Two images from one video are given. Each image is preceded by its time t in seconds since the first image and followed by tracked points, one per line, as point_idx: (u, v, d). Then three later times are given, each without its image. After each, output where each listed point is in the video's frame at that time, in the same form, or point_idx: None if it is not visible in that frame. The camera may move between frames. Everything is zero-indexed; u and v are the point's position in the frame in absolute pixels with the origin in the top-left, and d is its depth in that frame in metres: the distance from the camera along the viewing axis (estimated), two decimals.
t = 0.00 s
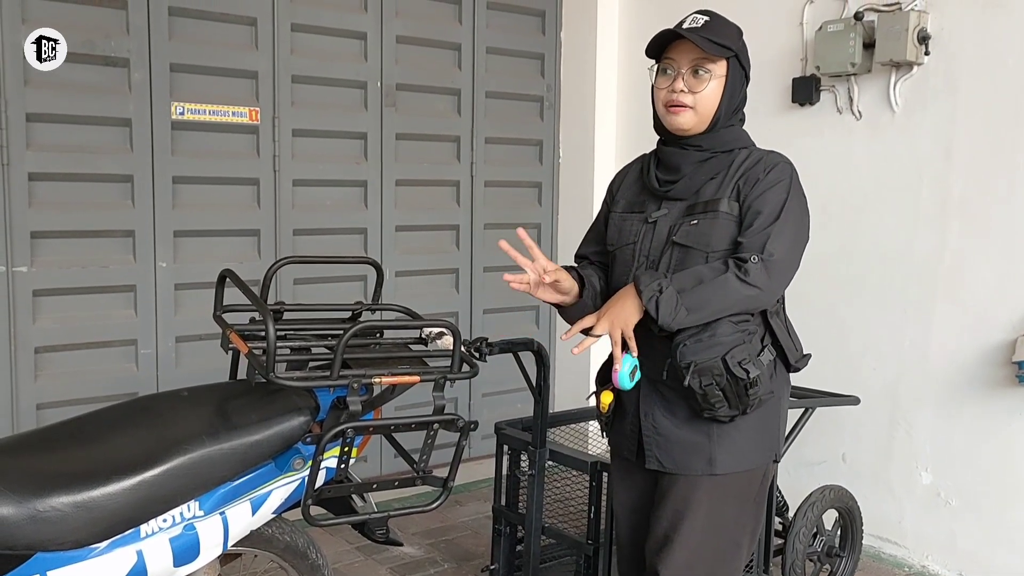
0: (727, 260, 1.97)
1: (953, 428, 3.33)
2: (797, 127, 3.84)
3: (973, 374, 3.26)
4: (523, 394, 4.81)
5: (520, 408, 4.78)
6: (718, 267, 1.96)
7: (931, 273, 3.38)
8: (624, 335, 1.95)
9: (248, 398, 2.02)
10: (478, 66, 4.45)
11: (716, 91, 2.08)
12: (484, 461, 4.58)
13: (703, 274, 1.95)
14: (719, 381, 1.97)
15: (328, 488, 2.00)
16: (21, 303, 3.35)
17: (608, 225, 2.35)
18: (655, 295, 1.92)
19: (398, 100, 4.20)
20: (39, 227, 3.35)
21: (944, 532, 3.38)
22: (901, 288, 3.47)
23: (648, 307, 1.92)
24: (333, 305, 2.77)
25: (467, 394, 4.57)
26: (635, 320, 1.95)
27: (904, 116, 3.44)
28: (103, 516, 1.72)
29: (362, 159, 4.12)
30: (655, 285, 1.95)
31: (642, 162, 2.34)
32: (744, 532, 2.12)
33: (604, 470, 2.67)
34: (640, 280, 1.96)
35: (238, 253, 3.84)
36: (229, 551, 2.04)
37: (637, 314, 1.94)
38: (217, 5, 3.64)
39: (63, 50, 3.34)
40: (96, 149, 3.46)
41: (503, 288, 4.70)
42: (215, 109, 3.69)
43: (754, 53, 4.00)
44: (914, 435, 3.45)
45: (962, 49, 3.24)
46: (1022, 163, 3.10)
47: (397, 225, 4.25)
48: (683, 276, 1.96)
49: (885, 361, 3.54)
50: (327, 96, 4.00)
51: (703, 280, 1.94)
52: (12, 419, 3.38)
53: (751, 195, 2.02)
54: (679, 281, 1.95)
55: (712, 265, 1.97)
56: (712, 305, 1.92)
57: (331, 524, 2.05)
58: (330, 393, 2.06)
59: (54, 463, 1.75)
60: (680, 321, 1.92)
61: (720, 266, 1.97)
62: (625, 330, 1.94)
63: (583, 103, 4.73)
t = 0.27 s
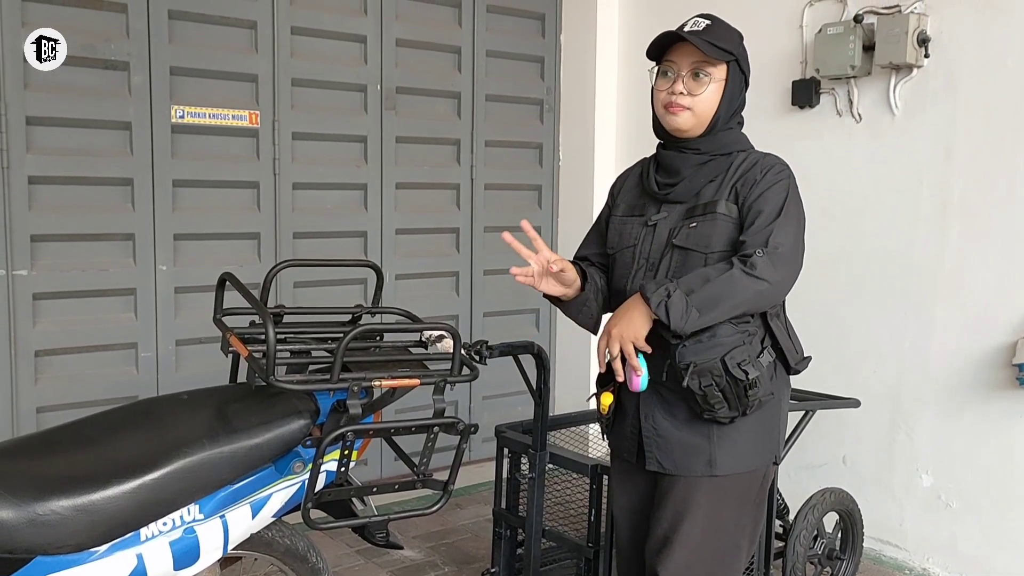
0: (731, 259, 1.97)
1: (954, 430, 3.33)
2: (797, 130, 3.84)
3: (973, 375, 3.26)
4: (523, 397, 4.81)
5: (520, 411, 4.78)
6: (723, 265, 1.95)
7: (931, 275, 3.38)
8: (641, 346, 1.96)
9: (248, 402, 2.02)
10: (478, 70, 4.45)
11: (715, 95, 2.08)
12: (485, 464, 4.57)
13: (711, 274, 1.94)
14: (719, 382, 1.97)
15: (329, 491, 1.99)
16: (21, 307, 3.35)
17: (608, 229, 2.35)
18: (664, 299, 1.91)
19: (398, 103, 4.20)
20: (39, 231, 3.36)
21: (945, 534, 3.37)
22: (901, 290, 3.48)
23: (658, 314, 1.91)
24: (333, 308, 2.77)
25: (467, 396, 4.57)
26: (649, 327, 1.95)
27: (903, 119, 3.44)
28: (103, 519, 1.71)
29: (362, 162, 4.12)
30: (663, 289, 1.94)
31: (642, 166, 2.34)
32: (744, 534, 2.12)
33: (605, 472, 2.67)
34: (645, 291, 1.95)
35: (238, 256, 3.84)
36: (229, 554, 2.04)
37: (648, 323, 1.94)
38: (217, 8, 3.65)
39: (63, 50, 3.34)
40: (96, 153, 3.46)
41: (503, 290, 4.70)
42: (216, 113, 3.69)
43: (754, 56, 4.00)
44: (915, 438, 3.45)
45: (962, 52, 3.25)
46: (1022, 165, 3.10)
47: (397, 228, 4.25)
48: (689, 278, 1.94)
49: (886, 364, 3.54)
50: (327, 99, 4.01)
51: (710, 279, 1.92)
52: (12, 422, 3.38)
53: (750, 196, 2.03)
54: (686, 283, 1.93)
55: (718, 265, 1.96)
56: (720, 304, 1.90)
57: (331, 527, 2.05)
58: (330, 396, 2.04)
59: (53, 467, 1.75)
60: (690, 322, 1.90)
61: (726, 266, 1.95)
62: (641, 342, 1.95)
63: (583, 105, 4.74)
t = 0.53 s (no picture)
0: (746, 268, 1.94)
1: (953, 430, 3.33)
2: (798, 130, 3.84)
3: (973, 375, 3.26)
4: (523, 396, 4.81)
5: (520, 410, 4.78)
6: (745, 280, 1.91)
7: (932, 275, 3.38)
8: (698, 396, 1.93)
9: (248, 401, 2.02)
10: (478, 69, 4.45)
11: (715, 96, 2.08)
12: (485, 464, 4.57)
13: (739, 300, 1.89)
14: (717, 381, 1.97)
15: (329, 491, 1.99)
16: (21, 306, 3.36)
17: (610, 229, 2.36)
18: (707, 345, 1.85)
19: (399, 103, 4.20)
20: (40, 230, 3.36)
21: (945, 534, 3.37)
22: (902, 290, 3.47)
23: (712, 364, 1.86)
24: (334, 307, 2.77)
25: (467, 396, 4.57)
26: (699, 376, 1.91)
27: (904, 118, 3.44)
28: (103, 518, 1.71)
29: (362, 162, 4.12)
30: (699, 334, 1.87)
31: (644, 167, 2.35)
32: (743, 534, 2.12)
33: (605, 472, 2.66)
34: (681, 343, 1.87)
35: (238, 256, 3.84)
36: (229, 554, 2.04)
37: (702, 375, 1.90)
38: (218, 8, 3.65)
39: (63, 50, 3.34)
40: (97, 152, 3.46)
41: (503, 290, 4.70)
42: (216, 112, 3.69)
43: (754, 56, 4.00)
44: (915, 438, 3.45)
45: (963, 51, 3.25)
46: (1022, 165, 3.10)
47: (397, 227, 4.25)
48: (721, 310, 1.88)
49: (887, 364, 3.54)
50: (328, 98, 4.01)
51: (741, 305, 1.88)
52: (13, 421, 3.38)
53: (751, 197, 2.02)
54: (718, 318, 1.88)
55: (738, 285, 1.91)
56: (755, 331, 1.89)
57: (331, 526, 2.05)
58: (330, 396, 2.04)
59: (53, 466, 1.75)
60: (734, 363, 1.87)
61: (745, 283, 1.91)
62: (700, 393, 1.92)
63: (584, 105, 4.73)
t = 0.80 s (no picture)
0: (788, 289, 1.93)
1: (955, 429, 3.33)
2: (799, 128, 3.83)
3: (975, 375, 3.26)
4: (524, 395, 4.81)
5: (521, 409, 4.78)
6: (799, 308, 1.91)
7: (933, 275, 3.37)
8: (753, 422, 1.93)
9: (249, 400, 2.02)
10: (479, 68, 4.45)
11: (712, 93, 2.08)
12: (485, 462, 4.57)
13: (807, 338, 1.89)
14: (719, 381, 1.96)
15: (329, 489, 1.99)
16: (22, 305, 3.36)
17: (615, 225, 2.36)
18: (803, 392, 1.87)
19: (399, 102, 4.20)
20: (41, 229, 3.36)
21: (946, 533, 3.37)
22: (903, 289, 3.47)
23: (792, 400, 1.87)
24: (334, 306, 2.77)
25: (468, 395, 4.57)
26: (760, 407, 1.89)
27: (906, 117, 3.43)
28: (104, 517, 1.71)
29: (363, 160, 4.12)
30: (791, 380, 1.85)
31: (649, 165, 2.34)
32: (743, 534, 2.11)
33: (606, 471, 2.65)
34: (779, 392, 1.83)
35: (239, 255, 3.84)
36: (229, 552, 2.04)
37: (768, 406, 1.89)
38: (219, 7, 3.65)
39: (62, 50, 3.34)
40: (98, 151, 3.46)
41: (504, 289, 4.70)
42: (217, 111, 3.69)
43: (755, 55, 4.00)
44: (916, 437, 3.45)
45: (964, 50, 3.24)
46: None
47: (398, 226, 4.25)
48: (794, 350, 1.87)
49: (888, 363, 3.54)
50: (329, 97, 4.00)
51: (808, 340, 1.88)
52: (14, 419, 3.38)
53: (762, 200, 2.00)
54: (791, 359, 1.87)
55: (800, 318, 1.90)
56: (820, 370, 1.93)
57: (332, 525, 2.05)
58: (330, 395, 2.04)
59: (55, 465, 1.75)
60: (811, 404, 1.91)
61: (807, 316, 1.91)
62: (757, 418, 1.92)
63: (584, 104, 4.73)
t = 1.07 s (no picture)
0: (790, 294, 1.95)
1: (956, 429, 3.32)
2: (800, 128, 3.83)
3: (977, 374, 3.26)
4: (525, 395, 4.81)
5: (522, 409, 4.78)
6: (801, 313, 1.93)
7: (934, 274, 3.37)
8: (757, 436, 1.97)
9: (250, 399, 2.02)
10: (480, 68, 4.45)
11: (697, 100, 2.07)
12: (486, 462, 4.58)
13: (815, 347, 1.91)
14: (718, 381, 1.97)
15: (330, 489, 1.99)
16: (24, 304, 3.36)
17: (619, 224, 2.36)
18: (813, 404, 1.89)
19: (400, 101, 4.20)
20: (42, 228, 3.36)
21: (947, 533, 3.37)
22: (904, 289, 3.47)
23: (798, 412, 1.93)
24: (336, 305, 2.77)
25: (469, 394, 4.57)
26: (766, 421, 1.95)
27: (907, 117, 3.43)
28: (105, 516, 1.72)
29: (364, 160, 4.12)
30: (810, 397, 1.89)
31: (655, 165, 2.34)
32: (744, 534, 2.11)
33: (607, 471, 2.65)
34: (793, 406, 1.86)
35: (240, 254, 3.84)
36: (230, 552, 2.04)
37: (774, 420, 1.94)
38: (220, 6, 3.64)
39: (62, 49, 3.34)
40: (99, 150, 3.46)
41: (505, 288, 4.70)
42: (218, 110, 3.69)
43: (757, 54, 3.99)
44: (917, 436, 3.45)
45: (966, 50, 3.24)
46: None
47: (399, 225, 4.25)
48: (797, 355, 1.89)
49: (889, 362, 3.54)
50: (330, 97, 4.00)
51: (810, 346, 1.91)
52: (15, 419, 3.38)
53: (764, 203, 2.01)
54: (795, 364, 1.89)
55: (806, 326, 1.91)
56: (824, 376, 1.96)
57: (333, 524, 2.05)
58: (331, 394, 2.04)
59: (56, 464, 1.75)
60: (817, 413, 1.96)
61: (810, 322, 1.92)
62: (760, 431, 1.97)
63: (586, 104, 4.73)
